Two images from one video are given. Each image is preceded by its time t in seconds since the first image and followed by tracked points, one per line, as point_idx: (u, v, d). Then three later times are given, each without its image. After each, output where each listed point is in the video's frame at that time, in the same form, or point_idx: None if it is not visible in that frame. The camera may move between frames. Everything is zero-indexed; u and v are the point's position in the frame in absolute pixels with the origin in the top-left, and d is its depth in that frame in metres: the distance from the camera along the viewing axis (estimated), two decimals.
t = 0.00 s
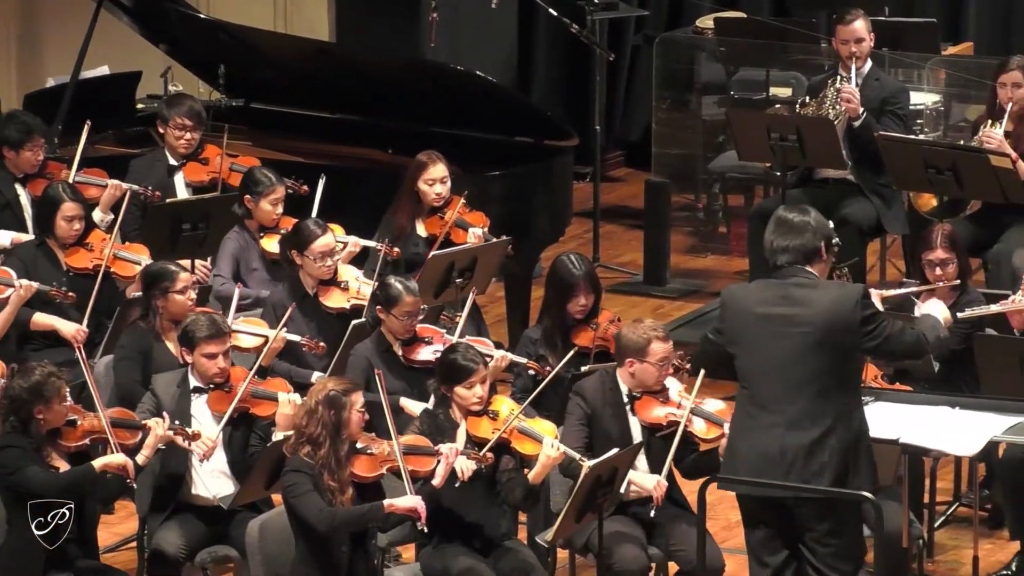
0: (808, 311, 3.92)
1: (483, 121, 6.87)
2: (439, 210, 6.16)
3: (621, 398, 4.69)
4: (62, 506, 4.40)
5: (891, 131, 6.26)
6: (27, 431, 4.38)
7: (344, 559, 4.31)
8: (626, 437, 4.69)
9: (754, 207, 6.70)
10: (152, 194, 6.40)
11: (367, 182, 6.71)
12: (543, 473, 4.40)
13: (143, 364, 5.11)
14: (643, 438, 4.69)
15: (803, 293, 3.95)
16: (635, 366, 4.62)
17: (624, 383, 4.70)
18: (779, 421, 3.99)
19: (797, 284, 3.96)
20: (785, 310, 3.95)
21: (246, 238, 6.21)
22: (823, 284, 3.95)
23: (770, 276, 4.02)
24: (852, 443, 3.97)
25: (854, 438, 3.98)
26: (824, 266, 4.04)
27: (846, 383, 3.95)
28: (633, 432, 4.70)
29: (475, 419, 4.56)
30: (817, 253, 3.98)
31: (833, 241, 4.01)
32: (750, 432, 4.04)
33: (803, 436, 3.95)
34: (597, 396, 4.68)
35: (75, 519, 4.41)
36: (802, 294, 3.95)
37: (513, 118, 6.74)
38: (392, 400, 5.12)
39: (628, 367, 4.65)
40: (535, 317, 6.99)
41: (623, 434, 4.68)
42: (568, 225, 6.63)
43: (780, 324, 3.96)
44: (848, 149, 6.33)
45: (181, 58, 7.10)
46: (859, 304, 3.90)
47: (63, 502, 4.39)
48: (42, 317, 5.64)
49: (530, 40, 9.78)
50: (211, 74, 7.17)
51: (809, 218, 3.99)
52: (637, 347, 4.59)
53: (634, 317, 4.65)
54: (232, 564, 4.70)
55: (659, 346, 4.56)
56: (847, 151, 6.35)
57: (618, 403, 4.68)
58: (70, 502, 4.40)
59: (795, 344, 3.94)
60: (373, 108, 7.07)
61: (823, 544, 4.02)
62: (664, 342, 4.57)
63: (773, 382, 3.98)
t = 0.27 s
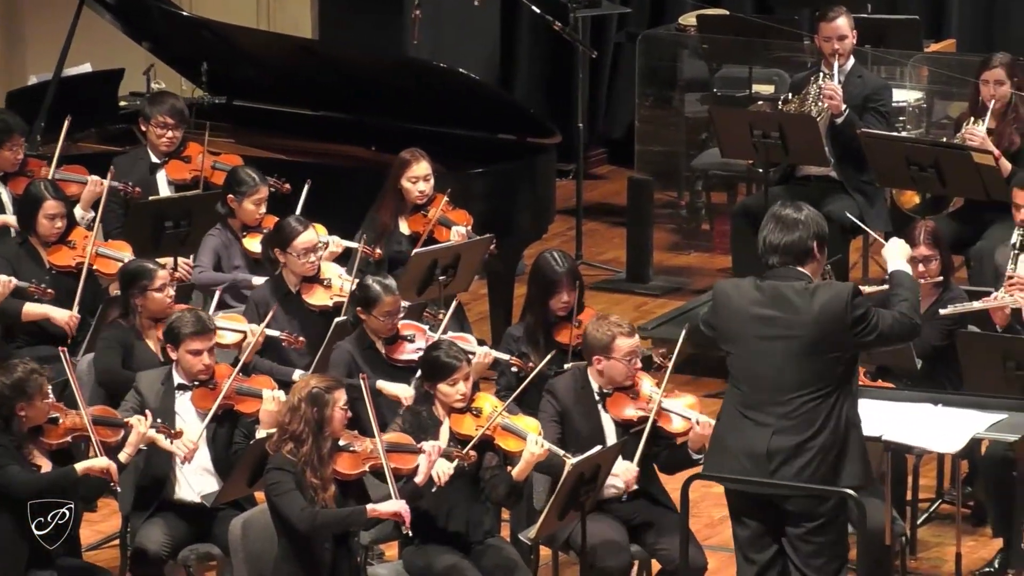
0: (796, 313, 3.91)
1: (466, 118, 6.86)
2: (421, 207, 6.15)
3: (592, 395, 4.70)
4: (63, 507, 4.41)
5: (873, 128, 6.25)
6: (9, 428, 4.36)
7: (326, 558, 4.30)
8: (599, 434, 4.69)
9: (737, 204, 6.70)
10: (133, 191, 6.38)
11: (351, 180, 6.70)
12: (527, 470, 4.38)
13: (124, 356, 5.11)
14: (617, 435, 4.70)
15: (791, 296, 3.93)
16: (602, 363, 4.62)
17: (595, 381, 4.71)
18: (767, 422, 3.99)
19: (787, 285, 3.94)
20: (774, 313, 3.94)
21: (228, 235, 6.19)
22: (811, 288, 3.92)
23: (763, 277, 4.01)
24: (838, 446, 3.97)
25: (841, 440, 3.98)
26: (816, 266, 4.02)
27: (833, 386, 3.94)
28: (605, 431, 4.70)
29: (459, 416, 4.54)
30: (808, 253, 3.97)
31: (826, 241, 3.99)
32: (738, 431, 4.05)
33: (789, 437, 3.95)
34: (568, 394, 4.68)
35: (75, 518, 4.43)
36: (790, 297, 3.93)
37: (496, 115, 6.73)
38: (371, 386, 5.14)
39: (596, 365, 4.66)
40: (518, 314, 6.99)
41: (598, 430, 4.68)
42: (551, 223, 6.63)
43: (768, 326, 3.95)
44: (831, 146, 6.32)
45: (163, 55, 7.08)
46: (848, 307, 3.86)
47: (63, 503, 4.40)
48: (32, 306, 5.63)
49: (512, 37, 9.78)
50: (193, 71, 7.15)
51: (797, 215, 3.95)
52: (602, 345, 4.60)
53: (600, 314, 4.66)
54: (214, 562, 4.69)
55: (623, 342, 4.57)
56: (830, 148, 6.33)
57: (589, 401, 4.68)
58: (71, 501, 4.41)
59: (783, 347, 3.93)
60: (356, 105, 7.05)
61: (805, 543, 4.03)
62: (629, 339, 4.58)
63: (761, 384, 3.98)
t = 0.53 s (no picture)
0: (794, 319, 3.89)
1: (451, 116, 6.84)
2: (405, 206, 6.15)
3: (578, 391, 4.70)
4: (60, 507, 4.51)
5: (857, 126, 6.25)
6: None
7: (309, 557, 4.28)
8: (583, 432, 4.69)
9: (721, 202, 6.71)
10: (116, 188, 6.36)
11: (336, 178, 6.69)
12: (511, 466, 4.38)
13: (104, 362, 5.06)
14: (602, 433, 4.69)
15: (789, 302, 3.91)
16: (589, 357, 4.63)
17: (581, 377, 4.71)
18: (763, 426, 3.98)
19: (787, 291, 3.93)
20: (772, 318, 3.93)
21: (214, 232, 6.14)
22: (810, 294, 3.91)
23: (762, 280, 3.98)
24: (834, 448, 3.96)
25: (839, 446, 3.97)
26: (818, 270, 3.99)
27: (831, 393, 3.92)
28: (590, 427, 4.70)
29: (443, 414, 4.53)
30: (811, 257, 3.92)
31: (830, 245, 3.95)
32: (736, 435, 4.04)
33: (786, 442, 3.95)
34: (553, 389, 4.69)
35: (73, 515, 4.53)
36: (788, 303, 3.91)
37: (481, 113, 6.71)
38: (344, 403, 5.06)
39: (583, 359, 4.67)
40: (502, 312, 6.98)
41: (582, 426, 4.68)
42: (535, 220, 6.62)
43: (766, 331, 3.93)
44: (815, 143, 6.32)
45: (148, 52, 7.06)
46: (849, 319, 3.86)
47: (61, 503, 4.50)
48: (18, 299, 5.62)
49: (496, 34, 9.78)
50: (177, 68, 7.13)
51: (800, 214, 3.91)
52: (590, 340, 4.61)
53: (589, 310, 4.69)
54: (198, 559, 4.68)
55: (611, 336, 4.57)
56: (814, 145, 6.33)
57: (574, 396, 4.68)
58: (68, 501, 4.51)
59: (781, 352, 3.92)
60: (340, 102, 7.03)
61: (800, 546, 4.02)
62: (617, 333, 4.59)
63: (757, 386, 3.96)
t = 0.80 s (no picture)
0: (791, 322, 3.87)
1: (435, 113, 6.83)
2: (388, 204, 6.13)
3: (565, 389, 4.69)
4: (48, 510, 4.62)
5: (841, 125, 6.30)
6: None
7: (293, 556, 4.27)
8: (569, 429, 4.69)
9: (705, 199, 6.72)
10: (99, 183, 6.35)
11: (320, 176, 6.68)
12: (495, 464, 4.39)
13: (86, 366, 5.03)
14: (587, 431, 4.69)
15: (786, 304, 3.89)
16: (578, 359, 4.64)
17: (570, 376, 4.71)
18: (759, 429, 3.96)
19: (785, 295, 3.90)
20: (769, 321, 3.90)
21: (198, 231, 6.09)
22: (808, 297, 3.89)
23: (759, 283, 3.96)
24: (831, 449, 3.94)
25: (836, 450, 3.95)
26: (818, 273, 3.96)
27: (828, 397, 3.91)
28: (577, 426, 4.70)
29: (427, 411, 4.51)
30: (812, 257, 3.89)
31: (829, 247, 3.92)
32: (731, 437, 4.02)
33: (783, 445, 3.93)
34: (539, 386, 4.67)
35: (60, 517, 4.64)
36: (785, 305, 3.89)
37: (464, 110, 6.70)
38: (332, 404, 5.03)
39: (572, 360, 4.67)
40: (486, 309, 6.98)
41: (568, 424, 4.68)
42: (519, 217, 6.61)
43: (762, 334, 3.91)
44: (798, 141, 6.35)
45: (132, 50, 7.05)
46: (848, 326, 3.84)
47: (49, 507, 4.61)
48: None
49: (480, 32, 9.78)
50: (161, 66, 7.11)
51: (804, 214, 3.88)
52: (580, 342, 4.61)
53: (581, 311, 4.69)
54: (182, 557, 4.67)
55: (602, 340, 4.57)
56: (797, 143, 6.37)
57: (560, 393, 4.67)
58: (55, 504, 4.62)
59: (777, 355, 3.89)
60: (324, 99, 7.01)
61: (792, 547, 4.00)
62: (607, 337, 4.58)
63: (753, 389, 3.94)
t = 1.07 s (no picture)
0: (783, 324, 3.87)
1: (419, 109, 6.84)
2: (369, 202, 6.13)
3: (545, 386, 4.67)
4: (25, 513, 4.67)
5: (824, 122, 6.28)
6: None
7: (275, 554, 4.25)
8: (552, 427, 4.65)
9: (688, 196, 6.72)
10: (81, 180, 6.32)
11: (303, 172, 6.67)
12: (477, 461, 4.35)
13: (68, 364, 5.00)
14: (570, 428, 4.67)
15: (779, 306, 3.88)
16: (556, 356, 4.60)
17: (549, 374, 4.68)
18: (750, 430, 3.96)
19: (779, 296, 3.89)
20: (762, 322, 3.89)
21: (180, 229, 6.06)
22: (802, 299, 3.88)
23: (754, 283, 3.95)
24: (821, 451, 3.94)
25: (828, 452, 3.95)
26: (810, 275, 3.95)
27: (820, 399, 3.90)
28: (558, 422, 4.66)
29: (409, 408, 4.51)
30: (808, 259, 3.87)
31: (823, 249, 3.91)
32: (723, 436, 4.02)
33: (774, 446, 3.93)
34: (520, 385, 4.65)
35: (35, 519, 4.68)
36: (779, 307, 3.88)
37: (448, 108, 6.70)
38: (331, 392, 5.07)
39: (549, 358, 4.63)
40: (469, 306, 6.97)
41: (551, 423, 4.64)
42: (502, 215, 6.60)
43: (755, 335, 3.90)
44: (782, 139, 6.34)
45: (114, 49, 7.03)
46: (842, 328, 3.83)
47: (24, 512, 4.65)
48: None
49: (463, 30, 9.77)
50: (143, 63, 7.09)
51: (801, 213, 3.86)
52: (557, 339, 4.57)
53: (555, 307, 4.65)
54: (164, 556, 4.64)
55: (579, 337, 4.53)
56: (781, 141, 6.36)
57: (541, 392, 4.64)
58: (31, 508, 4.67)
59: (769, 356, 3.89)
60: (308, 96, 7.00)
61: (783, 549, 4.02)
62: (584, 334, 4.54)
63: (745, 389, 3.94)
